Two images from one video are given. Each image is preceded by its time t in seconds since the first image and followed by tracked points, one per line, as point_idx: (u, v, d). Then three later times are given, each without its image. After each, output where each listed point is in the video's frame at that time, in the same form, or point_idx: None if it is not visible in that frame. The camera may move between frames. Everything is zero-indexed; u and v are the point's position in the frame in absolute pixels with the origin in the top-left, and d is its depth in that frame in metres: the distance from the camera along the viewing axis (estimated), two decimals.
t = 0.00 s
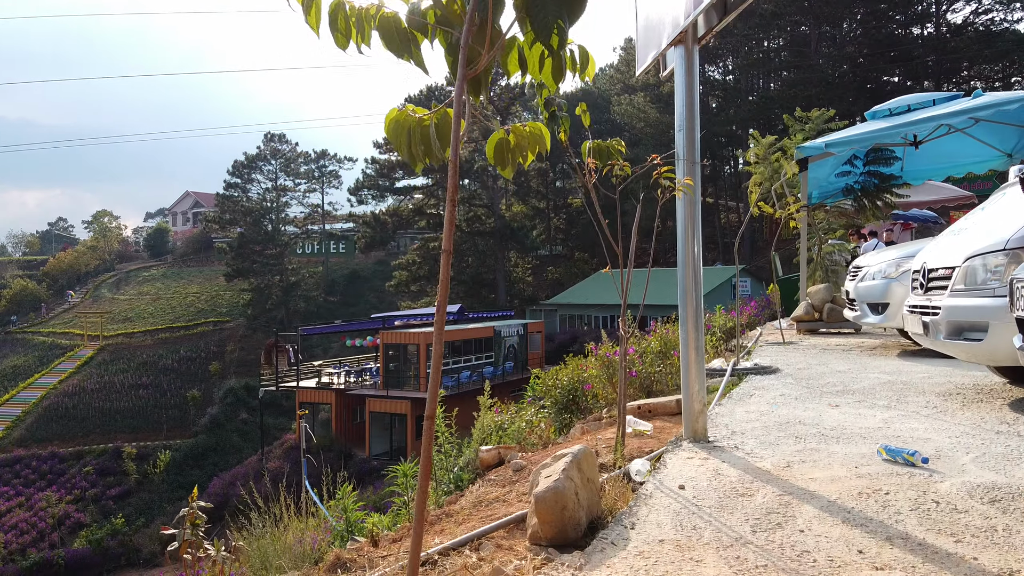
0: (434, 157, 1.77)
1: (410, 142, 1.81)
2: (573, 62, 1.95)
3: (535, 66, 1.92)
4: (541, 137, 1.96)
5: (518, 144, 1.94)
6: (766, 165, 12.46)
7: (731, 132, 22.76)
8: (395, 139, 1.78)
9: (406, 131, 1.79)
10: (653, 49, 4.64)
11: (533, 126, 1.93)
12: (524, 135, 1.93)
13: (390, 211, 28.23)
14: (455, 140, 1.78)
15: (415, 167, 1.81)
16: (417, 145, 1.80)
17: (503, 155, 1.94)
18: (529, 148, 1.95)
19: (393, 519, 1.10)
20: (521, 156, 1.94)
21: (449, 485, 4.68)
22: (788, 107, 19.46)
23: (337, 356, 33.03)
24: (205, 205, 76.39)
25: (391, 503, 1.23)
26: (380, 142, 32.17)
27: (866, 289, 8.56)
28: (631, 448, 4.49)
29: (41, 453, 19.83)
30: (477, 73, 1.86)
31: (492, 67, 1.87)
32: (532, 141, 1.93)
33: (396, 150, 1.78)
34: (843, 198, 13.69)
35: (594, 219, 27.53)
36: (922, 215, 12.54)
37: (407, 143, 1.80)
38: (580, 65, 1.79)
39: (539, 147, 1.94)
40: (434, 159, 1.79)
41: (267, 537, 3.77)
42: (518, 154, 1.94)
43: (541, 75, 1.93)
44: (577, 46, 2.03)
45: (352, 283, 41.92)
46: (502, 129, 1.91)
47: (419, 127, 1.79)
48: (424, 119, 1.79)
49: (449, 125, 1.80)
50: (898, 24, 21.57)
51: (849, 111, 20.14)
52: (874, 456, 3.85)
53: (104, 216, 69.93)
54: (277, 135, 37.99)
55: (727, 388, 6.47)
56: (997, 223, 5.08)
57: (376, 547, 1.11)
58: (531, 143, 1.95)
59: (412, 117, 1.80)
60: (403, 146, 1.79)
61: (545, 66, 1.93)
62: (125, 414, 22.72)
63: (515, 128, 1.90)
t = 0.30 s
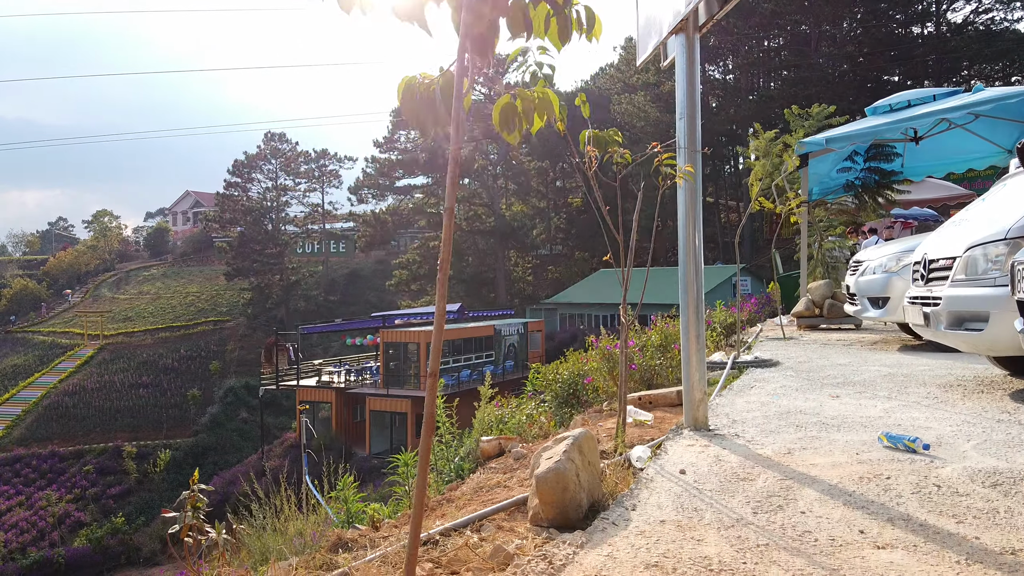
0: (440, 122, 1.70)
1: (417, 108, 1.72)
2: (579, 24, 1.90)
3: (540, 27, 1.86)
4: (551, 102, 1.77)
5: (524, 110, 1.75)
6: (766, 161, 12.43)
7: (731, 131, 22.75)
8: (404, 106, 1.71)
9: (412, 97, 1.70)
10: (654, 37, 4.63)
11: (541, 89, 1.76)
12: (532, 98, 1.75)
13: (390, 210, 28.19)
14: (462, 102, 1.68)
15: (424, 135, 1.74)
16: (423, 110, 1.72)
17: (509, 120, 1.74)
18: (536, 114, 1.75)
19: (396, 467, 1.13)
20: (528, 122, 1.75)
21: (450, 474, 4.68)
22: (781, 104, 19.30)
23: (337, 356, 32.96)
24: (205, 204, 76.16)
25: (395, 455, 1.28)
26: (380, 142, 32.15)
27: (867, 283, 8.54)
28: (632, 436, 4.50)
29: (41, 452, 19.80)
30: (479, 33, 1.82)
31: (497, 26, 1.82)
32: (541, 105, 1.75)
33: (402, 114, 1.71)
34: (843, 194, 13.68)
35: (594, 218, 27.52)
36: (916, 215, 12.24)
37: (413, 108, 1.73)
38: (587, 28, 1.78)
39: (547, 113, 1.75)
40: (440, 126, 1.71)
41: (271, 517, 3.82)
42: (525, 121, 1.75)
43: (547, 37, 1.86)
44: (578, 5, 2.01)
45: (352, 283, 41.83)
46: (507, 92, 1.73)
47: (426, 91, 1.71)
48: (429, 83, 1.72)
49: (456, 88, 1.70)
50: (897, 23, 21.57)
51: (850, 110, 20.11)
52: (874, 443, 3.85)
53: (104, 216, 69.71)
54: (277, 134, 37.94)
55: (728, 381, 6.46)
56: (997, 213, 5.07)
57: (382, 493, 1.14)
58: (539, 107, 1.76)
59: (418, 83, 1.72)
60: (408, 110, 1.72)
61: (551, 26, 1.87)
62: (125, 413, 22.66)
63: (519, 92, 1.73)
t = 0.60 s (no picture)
0: (443, 98, 1.70)
1: (422, 80, 1.71)
2: None
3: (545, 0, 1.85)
4: (554, 81, 1.77)
5: (528, 84, 1.73)
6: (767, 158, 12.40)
7: (731, 130, 22.73)
8: (408, 86, 1.72)
9: (414, 70, 1.70)
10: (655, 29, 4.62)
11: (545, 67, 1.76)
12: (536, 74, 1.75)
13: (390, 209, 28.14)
14: (464, 78, 1.68)
15: (427, 112, 1.74)
16: (426, 86, 1.71)
17: (511, 96, 1.74)
18: (539, 92, 1.75)
19: (399, 447, 1.11)
20: (531, 99, 1.74)
21: (451, 467, 4.67)
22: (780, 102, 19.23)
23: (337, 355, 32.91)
24: (206, 204, 76.01)
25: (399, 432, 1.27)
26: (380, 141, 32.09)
27: (868, 279, 8.53)
28: (632, 429, 4.50)
29: (41, 451, 19.76)
30: (485, 3, 1.79)
31: None
32: (546, 81, 1.75)
33: (406, 94, 1.71)
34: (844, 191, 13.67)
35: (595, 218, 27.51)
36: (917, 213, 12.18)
37: (415, 84, 1.72)
38: (591, 2, 1.77)
39: (551, 91, 1.75)
40: (443, 102, 1.71)
41: (273, 506, 3.82)
42: (529, 96, 1.74)
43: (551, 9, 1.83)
44: None
45: (352, 282, 41.77)
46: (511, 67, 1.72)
47: (428, 66, 1.71)
48: (433, 57, 1.71)
49: (460, 63, 1.69)
50: (897, 23, 21.58)
51: (850, 109, 20.07)
52: (876, 434, 3.84)
53: (104, 215, 69.54)
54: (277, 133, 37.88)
55: (729, 375, 6.45)
56: (998, 206, 5.07)
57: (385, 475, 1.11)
58: (543, 87, 1.77)
59: (421, 58, 1.72)
60: (411, 87, 1.71)
61: None
62: (125, 412, 22.61)
63: (523, 68, 1.72)
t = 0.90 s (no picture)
0: (448, 84, 1.71)
1: (429, 65, 1.71)
2: None
3: None
4: (562, 64, 1.77)
5: (534, 69, 1.74)
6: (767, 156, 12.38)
7: (732, 129, 22.70)
8: (413, 71, 1.71)
9: (420, 55, 1.71)
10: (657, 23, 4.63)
11: (552, 51, 1.75)
12: (543, 58, 1.75)
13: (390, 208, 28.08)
14: (473, 61, 1.69)
15: (432, 96, 1.74)
16: (433, 71, 1.72)
17: (518, 80, 1.74)
18: (547, 75, 1.76)
19: (413, 421, 1.13)
20: (537, 82, 1.74)
21: (452, 463, 4.67)
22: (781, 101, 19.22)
23: (337, 354, 32.82)
24: (207, 204, 75.85)
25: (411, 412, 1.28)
26: (380, 141, 32.08)
27: (869, 276, 8.52)
28: (634, 423, 4.50)
29: (41, 451, 19.74)
30: None
31: None
32: (553, 65, 1.75)
33: (412, 79, 1.72)
34: (845, 189, 13.66)
35: (596, 217, 27.48)
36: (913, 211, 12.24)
37: (421, 69, 1.72)
38: None
39: (559, 74, 1.76)
40: (450, 85, 1.71)
41: (275, 499, 3.82)
42: (535, 80, 1.75)
43: None
44: None
45: (352, 282, 41.68)
46: (517, 50, 1.72)
47: (435, 51, 1.72)
48: (440, 41, 1.71)
49: (466, 47, 1.70)
50: (897, 23, 21.56)
51: (850, 108, 20.04)
52: (879, 428, 3.83)
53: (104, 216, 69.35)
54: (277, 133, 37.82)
55: (731, 371, 6.45)
56: (1000, 200, 5.07)
57: (398, 450, 1.13)
58: (551, 69, 1.76)
59: (426, 44, 1.73)
60: (417, 72, 1.71)
61: None
62: (125, 412, 22.58)
63: (531, 50, 1.71)
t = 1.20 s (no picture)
0: (452, 74, 1.71)
1: (433, 54, 1.71)
2: None
3: None
4: (566, 56, 1.77)
5: (538, 59, 1.74)
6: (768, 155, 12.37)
7: (731, 130, 22.65)
8: (416, 62, 1.71)
9: (424, 44, 1.71)
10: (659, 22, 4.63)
11: (557, 43, 1.75)
12: (547, 50, 1.74)
13: (390, 208, 28.08)
14: (476, 53, 1.69)
15: (436, 88, 1.74)
16: (438, 61, 1.71)
17: (522, 71, 1.73)
18: (551, 66, 1.75)
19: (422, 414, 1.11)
20: (541, 73, 1.74)
21: (453, 462, 4.66)
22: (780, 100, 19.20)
23: (337, 354, 32.79)
24: (207, 203, 75.73)
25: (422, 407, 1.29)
26: (380, 140, 32.06)
27: (870, 275, 8.51)
28: (636, 422, 4.49)
29: (41, 451, 19.73)
30: None
31: None
32: (557, 56, 1.75)
33: (415, 69, 1.72)
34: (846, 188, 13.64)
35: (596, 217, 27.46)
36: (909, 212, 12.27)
37: (426, 58, 1.72)
38: None
39: (562, 65, 1.75)
40: (453, 77, 1.72)
41: (276, 496, 3.81)
42: (539, 71, 1.75)
43: None
44: None
45: (352, 282, 41.64)
46: (521, 41, 1.71)
47: (438, 42, 1.71)
48: (443, 32, 1.72)
49: (471, 37, 1.70)
50: (897, 23, 21.53)
51: (850, 108, 20.03)
52: (881, 426, 3.83)
53: (105, 216, 69.26)
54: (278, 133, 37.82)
55: (732, 370, 6.44)
56: (1002, 198, 5.06)
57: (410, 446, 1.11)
58: (554, 61, 1.76)
59: (430, 35, 1.72)
60: (421, 63, 1.71)
61: None
62: (125, 412, 22.56)
63: (536, 42, 1.71)
